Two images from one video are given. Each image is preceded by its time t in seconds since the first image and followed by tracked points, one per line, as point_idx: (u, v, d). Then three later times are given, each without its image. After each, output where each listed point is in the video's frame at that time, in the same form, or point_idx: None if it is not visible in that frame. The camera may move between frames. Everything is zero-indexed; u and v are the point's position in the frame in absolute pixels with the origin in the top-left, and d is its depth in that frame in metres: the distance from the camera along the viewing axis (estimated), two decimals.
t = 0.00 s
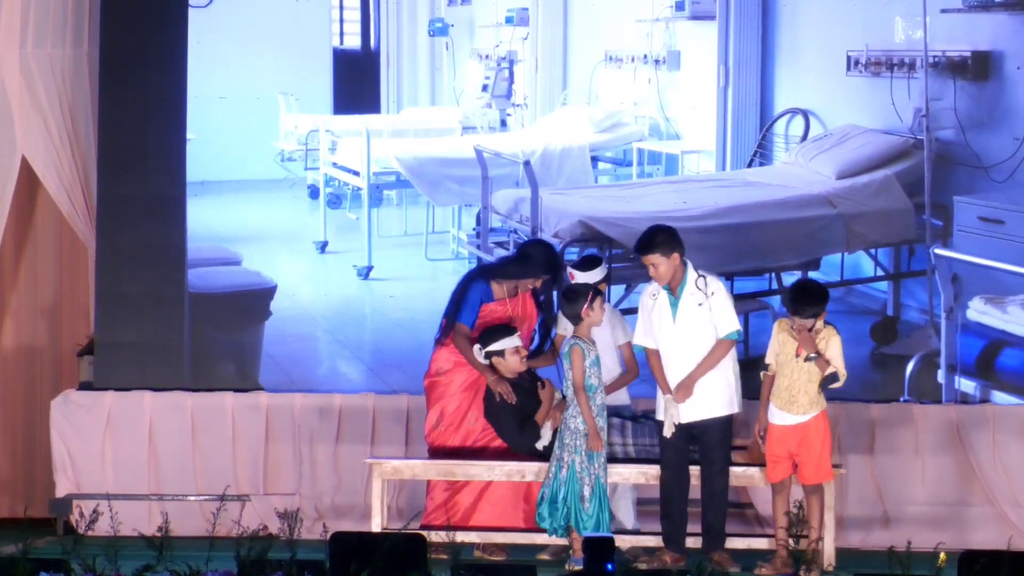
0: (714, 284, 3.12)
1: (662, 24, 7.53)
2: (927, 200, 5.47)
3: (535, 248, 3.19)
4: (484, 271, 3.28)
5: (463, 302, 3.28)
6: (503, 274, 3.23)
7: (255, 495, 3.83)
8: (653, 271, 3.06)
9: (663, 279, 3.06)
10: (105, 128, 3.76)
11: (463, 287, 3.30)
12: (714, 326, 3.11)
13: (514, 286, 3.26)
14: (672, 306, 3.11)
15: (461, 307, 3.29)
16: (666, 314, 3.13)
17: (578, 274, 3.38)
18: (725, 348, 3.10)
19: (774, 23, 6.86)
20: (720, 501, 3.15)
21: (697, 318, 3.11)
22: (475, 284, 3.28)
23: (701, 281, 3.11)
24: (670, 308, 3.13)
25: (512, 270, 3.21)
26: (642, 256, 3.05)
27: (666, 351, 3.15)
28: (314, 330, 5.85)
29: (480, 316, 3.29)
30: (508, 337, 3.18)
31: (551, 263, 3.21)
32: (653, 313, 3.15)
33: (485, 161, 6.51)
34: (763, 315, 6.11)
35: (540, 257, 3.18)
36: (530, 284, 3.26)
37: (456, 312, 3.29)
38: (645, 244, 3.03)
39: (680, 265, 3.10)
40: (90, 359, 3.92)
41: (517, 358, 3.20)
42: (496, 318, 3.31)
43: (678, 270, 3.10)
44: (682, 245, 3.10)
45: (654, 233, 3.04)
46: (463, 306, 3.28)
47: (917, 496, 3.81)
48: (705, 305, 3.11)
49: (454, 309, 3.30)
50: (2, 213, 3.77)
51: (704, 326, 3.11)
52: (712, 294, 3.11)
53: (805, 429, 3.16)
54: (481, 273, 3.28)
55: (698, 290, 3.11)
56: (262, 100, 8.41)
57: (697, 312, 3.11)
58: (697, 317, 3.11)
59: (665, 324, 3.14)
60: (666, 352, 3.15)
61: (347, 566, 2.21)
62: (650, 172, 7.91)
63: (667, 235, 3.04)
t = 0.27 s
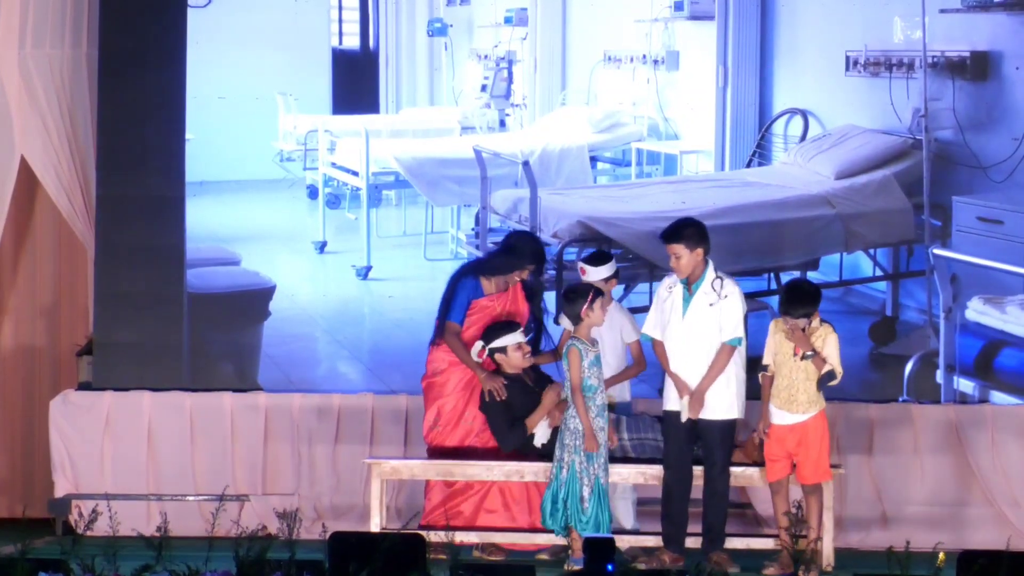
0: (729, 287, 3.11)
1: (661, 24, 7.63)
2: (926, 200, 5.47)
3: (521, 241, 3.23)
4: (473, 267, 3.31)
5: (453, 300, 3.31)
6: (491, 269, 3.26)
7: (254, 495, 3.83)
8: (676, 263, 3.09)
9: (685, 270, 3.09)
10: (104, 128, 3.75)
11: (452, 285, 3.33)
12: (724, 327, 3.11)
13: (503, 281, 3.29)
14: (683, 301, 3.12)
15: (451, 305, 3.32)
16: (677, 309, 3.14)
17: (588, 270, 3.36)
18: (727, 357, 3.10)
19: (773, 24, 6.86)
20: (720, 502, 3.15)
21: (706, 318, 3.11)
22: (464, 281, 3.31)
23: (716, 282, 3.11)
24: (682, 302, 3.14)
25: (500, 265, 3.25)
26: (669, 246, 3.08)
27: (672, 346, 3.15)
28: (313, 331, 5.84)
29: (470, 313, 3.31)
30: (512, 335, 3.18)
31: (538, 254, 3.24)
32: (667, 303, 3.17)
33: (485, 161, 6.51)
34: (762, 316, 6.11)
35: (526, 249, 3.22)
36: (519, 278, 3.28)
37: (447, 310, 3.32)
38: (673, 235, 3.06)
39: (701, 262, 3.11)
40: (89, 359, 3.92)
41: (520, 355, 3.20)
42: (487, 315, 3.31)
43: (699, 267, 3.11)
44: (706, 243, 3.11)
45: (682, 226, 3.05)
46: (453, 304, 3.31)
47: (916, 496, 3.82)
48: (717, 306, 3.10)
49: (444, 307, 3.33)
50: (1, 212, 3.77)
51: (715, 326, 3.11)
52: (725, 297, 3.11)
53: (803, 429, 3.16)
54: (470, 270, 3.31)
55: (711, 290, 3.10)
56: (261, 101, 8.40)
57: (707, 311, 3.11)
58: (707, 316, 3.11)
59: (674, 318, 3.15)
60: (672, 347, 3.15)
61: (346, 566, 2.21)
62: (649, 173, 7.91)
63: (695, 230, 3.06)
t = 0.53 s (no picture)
0: (739, 292, 3.10)
1: (661, 24, 7.57)
2: (926, 200, 5.47)
3: (505, 242, 3.26)
4: (459, 271, 3.33)
5: (441, 305, 3.34)
6: (477, 271, 3.29)
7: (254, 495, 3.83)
8: (694, 258, 3.08)
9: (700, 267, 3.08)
10: (104, 128, 3.75)
11: (439, 289, 3.35)
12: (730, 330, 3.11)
13: (490, 282, 3.31)
14: (693, 299, 3.12)
15: (439, 309, 3.34)
16: (686, 306, 3.14)
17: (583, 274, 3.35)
18: (740, 359, 3.09)
19: (773, 23, 6.85)
20: (721, 503, 3.15)
21: (712, 318, 3.11)
22: (450, 284, 3.33)
23: (727, 284, 3.10)
24: (692, 299, 3.14)
25: (486, 266, 3.28)
26: (688, 239, 3.08)
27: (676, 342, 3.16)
28: (313, 331, 5.84)
29: (458, 315, 3.33)
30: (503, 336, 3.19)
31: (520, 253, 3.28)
32: (678, 298, 3.17)
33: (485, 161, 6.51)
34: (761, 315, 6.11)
35: (511, 250, 3.26)
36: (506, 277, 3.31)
37: (436, 314, 3.34)
38: (694, 230, 3.06)
39: (716, 262, 3.11)
40: (89, 359, 3.92)
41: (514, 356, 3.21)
42: (476, 316, 3.33)
43: (713, 266, 3.10)
44: (728, 242, 3.10)
45: (702, 223, 3.06)
46: (440, 308, 3.34)
47: (916, 496, 3.82)
48: (724, 308, 3.10)
49: (432, 311, 3.36)
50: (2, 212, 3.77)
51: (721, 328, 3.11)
52: (734, 301, 3.10)
53: (801, 428, 3.17)
54: (455, 273, 3.33)
55: (721, 292, 3.10)
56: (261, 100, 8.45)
57: (713, 312, 3.11)
58: (714, 317, 3.11)
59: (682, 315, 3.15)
60: (676, 342, 3.16)
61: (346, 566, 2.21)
62: (649, 172, 7.91)
63: (715, 228, 3.06)
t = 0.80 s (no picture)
0: (743, 294, 3.09)
1: (661, 24, 7.53)
2: (926, 200, 5.47)
3: (490, 247, 3.26)
4: (447, 278, 3.33)
5: (432, 313, 3.33)
6: (466, 277, 3.29)
7: (254, 495, 3.83)
8: (698, 259, 3.09)
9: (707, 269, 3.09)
10: (104, 128, 3.75)
11: (430, 296, 3.35)
12: (733, 330, 3.10)
13: (480, 286, 3.31)
14: (696, 299, 3.12)
15: (431, 317, 3.34)
16: (690, 307, 3.13)
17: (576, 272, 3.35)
18: (751, 362, 3.09)
19: (773, 23, 6.86)
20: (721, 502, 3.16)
21: (715, 319, 3.10)
22: (440, 292, 3.32)
23: (732, 286, 3.09)
24: (695, 300, 3.13)
25: (474, 271, 3.27)
26: (694, 240, 3.09)
27: (677, 344, 3.15)
28: (312, 331, 5.84)
29: (451, 321, 3.32)
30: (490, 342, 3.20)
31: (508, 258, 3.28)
32: (683, 299, 3.16)
33: (485, 161, 6.51)
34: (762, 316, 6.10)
35: (496, 254, 3.26)
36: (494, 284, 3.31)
37: (429, 322, 3.34)
38: (701, 231, 3.07)
39: (723, 263, 3.11)
40: (89, 360, 3.92)
41: (502, 362, 3.22)
42: (468, 322, 3.32)
43: (718, 268, 3.10)
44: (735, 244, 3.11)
45: (711, 224, 3.07)
46: (432, 315, 3.33)
47: (916, 496, 3.82)
48: (728, 310, 3.09)
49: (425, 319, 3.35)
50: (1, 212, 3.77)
51: (723, 329, 3.10)
52: (738, 303, 3.08)
53: (798, 427, 3.17)
54: (444, 281, 3.32)
55: (725, 293, 3.09)
56: (262, 100, 8.44)
57: (717, 312, 3.09)
58: (716, 318, 3.09)
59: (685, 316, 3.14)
60: (677, 344, 3.15)
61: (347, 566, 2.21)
62: (649, 172, 7.90)
63: (724, 228, 3.07)
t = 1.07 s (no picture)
0: (740, 292, 3.08)
1: (660, 24, 7.52)
2: (926, 200, 5.47)
3: (474, 255, 3.28)
4: (435, 286, 3.34)
5: (422, 320, 3.35)
6: (452, 285, 3.30)
7: (253, 495, 3.84)
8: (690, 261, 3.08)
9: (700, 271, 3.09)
10: (103, 128, 3.75)
11: (419, 305, 3.37)
12: (732, 330, 3.09)
13: (468, 293, 3.32)
14: (692, 301, 3.11)
15: (422, 324, 3.35)
16: (685, 308, 3.12)
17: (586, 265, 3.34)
18: (751, 358, 3.13)
19: (773, 23, 6.86)
20: (721, 501, 3.16)
21: (714, 319, 3.09)
22: (429, 298, 3.34)
23: (728, 285, 3.09)
24: (691, 300, 3.12)
25: (459, 279, 3.29)
26: (684, 244, 3.07)
27: (675, 346, 3.14)
28: (312, 331, 5.84)
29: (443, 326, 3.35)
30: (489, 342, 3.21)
31: (491, 268, 3.31)
32: (677, 299, 3.15)
33: (484, 161, 6.50)
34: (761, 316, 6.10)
35: (479, 262, 3.28)
36: (480, 292, 3.33)
37: (421, 329, 3.36)
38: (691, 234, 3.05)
39: (715, 263, 3.11)
40: (88, 360, 3.92)
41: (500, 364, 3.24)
42: (459, 328, 3.34)
43: (711, 268, 3.10)
44: (725, 244, 3.10)
45: (701, 226, 3.04)
46: (423, 323, 3.35)
47: (915, 496, 3.82)
48: (725, 309, 3.08)
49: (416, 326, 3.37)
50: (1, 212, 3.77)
51: (722, 330, 3.09)
52: (735, 302, 3.08)
53: (795, 425, 3.17)
54: (432, 288, 3.34)
55: (722, 293, 3.09)
56: (261, 100, 8.39)
57: (714, 313, 3.09)
58: (714, 319, 3.09)
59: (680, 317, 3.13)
60: (674, 345, 3.14)
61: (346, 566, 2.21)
62: (648, 172, 7.90)
63: (715, 230, 3.05)
